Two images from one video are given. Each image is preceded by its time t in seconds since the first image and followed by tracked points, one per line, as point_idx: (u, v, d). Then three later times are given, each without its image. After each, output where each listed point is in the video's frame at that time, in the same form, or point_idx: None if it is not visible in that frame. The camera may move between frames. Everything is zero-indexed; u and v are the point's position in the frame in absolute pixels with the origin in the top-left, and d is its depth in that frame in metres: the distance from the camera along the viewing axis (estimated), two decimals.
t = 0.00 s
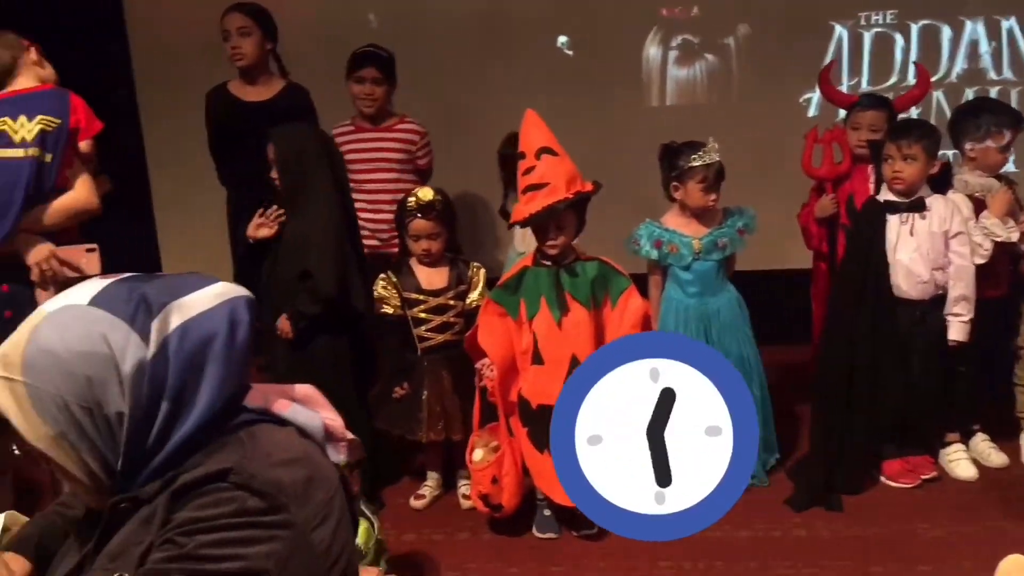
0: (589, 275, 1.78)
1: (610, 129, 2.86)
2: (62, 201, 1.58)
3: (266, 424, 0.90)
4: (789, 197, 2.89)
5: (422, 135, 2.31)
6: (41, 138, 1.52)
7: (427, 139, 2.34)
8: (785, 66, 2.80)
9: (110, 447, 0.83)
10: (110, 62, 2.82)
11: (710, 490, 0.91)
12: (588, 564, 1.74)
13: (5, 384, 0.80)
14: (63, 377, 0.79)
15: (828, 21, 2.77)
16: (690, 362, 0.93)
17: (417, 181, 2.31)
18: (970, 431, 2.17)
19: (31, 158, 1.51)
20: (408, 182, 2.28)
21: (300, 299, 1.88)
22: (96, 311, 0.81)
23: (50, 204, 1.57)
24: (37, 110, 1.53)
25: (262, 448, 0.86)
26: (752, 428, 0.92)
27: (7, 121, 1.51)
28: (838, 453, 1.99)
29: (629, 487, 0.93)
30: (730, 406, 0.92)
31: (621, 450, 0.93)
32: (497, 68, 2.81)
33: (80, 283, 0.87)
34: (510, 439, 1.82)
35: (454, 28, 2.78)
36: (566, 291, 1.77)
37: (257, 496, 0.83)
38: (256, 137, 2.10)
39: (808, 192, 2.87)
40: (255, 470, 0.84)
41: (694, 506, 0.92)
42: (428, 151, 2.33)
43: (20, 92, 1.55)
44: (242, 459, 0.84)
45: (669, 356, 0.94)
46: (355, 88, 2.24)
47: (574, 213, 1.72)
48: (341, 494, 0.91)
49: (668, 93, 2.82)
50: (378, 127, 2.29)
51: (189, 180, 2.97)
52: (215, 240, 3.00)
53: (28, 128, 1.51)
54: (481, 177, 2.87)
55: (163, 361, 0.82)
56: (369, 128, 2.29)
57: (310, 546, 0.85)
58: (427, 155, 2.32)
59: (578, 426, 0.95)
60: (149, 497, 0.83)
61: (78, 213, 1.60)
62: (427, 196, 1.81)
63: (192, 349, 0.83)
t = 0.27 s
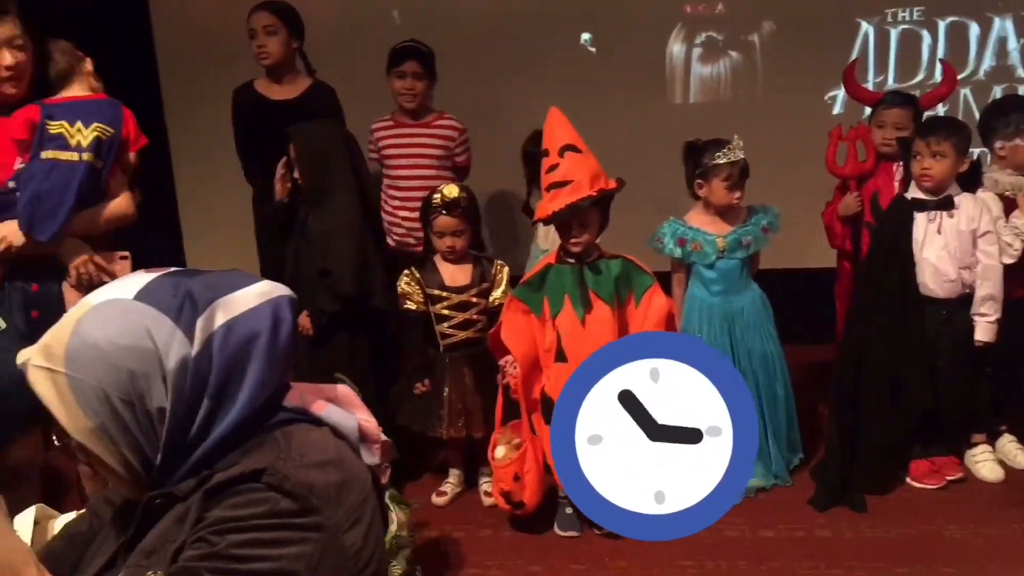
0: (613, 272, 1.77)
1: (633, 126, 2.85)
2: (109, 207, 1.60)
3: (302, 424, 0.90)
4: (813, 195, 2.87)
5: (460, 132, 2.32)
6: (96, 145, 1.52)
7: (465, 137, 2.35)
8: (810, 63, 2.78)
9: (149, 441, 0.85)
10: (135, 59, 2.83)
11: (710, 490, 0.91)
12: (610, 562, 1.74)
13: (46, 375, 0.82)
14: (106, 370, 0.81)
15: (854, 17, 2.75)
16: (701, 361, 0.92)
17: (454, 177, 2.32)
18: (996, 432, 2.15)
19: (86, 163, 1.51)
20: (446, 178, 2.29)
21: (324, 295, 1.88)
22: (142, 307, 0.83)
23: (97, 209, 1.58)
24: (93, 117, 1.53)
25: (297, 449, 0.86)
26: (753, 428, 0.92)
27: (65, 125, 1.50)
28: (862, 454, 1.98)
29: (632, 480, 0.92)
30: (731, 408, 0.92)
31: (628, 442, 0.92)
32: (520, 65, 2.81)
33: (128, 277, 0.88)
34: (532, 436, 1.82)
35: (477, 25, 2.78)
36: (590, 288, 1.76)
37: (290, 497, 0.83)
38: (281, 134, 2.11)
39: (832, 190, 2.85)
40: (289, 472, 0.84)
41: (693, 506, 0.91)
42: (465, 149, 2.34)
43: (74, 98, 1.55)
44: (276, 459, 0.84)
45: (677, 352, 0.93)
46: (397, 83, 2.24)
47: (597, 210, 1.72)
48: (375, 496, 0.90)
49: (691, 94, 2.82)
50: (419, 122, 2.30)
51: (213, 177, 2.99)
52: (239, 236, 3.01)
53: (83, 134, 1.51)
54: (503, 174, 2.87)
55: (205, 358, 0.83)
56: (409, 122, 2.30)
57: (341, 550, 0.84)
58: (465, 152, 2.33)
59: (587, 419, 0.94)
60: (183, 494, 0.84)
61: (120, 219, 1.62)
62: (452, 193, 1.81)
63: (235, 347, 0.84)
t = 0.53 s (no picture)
0: (625, 273, 1.77)
1: (645, 127, 2.85)
2: (123, 191, 1.59)
3: (310, 425, 0.90)
4: (826, 196, 2.86)
5: (492, 136, 2.32)
6: (106, 132, 1.52)
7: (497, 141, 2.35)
8: (823, 64, 2.77)
9: (158, 445, 0.85)
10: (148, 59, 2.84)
11: (709, 490, 1.15)
12: (621, 564, 1.73)
13: (54, 379, 0.82)
14: (114, 373, 0.81)
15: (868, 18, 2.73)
16: (691, 374, 1.17)
17: (484, 181, 2.32)
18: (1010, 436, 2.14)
19: (98, 150, 1.51)
20: (477, 181, 2.29)
21: (336, 295, 1.88)
22: (148, 310, 0.82)
23: (112, 195, 1.58)
24: (102, 104, 1.53)
25: (307, 451, 0.86)
26: (748, 429, 1.16)
27: (75, 113, 1.50)
28: (875, 457, 1.97)
29: (637, 486, 1.17)
30: (728, 411, 1.17)
31: (625, 451, 1.18)
32: (532, 65, 2.81)
33: (135, 280, 0.88)
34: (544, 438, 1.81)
35: (489, 26, 2.78)
36: (602, 289, 1.76)
37: (299, 500, 0.83)
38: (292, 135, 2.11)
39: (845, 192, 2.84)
40: (299, 474, 0.83)
41: (691, 504, 1.15)
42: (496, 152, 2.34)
43: (83, 87, 1.55)
44: (286, 462, 0.84)
45: (670, 365, 1.18)
46: (432, 85, 2.21)
47: (610, 210, 1.71)
48: (384, 498, 0.91)
49: (703, 95, 2.82)
50: (453, 124, 2.30)
51: (225, 177, 2.99)
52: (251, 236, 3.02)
53: (94, 121, 1.51)
54: (515, 175, 2.87)
55: (210, 362, 0.83)
56: (443, 125, 2.30)
57: (350, 553, 0.85)
58: (496, 156, 2.33)
59: (591, 430, 1.19)
60: (193, 496, 0.84)
61: (137, 203, 1.61)
62: (464, 194, 1.81)
63: (241, 351, 0.84)
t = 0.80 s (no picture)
0: (632, 278, 1.77)
1: (651, 131, 2.85)
2: (129, 197, 1.59)
3: (317, 429, 0.90)
4: (831, 201, 2.86)
5: (511, 144, 2.32)
6: (99, 139, 1.52)
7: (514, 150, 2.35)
8: (828, 69, 2.77)
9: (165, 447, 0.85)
10: (154, 63, 2.84)
11: (708, 491, 1.13)
12: (627, 568, 1.73)
13: (63, 380, 0.82)
14: (121, 377, 0.81)
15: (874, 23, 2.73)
16: (691, 375, 1.16)
17: (498, 187, 2.32)
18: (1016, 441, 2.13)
19: (95, 159, 1.51)
20: (492, 188, 2.29)
21: (342, 300, 1.88)
22: (153, 316, 0.83)
23: (118, 200, 1.58)
24: (89, 111, 1.52)
25: (314, 452, 0.86)
26: (749, 430, 1.15)
27: (63, 128, 1.50)
28: (881, 462, 1.96)
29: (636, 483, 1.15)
30: (728, 411, 1.15)
31: (626, 451, 1.15)
32: (538, 70, 2.81)
33: (141, 285, 0.88)
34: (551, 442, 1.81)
35: (495, 31, 2.78)
36: (608, 294, 1.77)
37: (308, 500, 0.82)
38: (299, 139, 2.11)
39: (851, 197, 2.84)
40: (307, 474, 0.83)
41: (691, 505, 1.13)
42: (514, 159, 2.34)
43: (66, 98, 1.54)
44: (294, 462, 0.84)
45: (671, 365, 1.16)
46: (452, 91, 2.23)
47: (617, 215, 1.72)
48: (391, 502, 0.91)
49: (709, 101, 2.82)
50: (473, 128, 2.30)
51: (231, 181, 3.00)
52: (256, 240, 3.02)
53: (84, 131, 1.50)
54: (520, 179, 2.87)
55: (216, 366, 0.83)
56: (464, 128, 2.30)
57: (358, 553, 0.84)
58: (512, 164, 2.34)
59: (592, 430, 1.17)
60: (200, 497, 0.84)
61: (148, 204, 1.61)
62: (472, 198, 1.81)
63: (246, 357, 0.84)
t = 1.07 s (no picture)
0: (634, 281, 1.77)
1: (652, 135, 2.85)
2: (127, 201, 1.59)
3: (325, 433, 0.91)
4: (832, 203, 2.86)
5: (512, 149, 2.32)
6: (102, 141, 1.51)
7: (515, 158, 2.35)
8: (829, 72, 2.78)
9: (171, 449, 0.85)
10: (154, 64, 2.82)
11: (708, 492, 1.05)
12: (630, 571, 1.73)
13: (79, 372, 0.83)
14: (132, 377, 0.81)
15: (875, 26, 2.74)
16: (691, 375, 1.08)
17: (498, 191, 2.32)
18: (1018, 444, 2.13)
19: (97, 162, 1.51)
20: (492, 192, 2.29)
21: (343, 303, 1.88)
22: (167, 318, 0.82)
23: (118, 204, 1.58)
24: (94, 113, 1.51)
25: (321, 455, 0.86)
26: (749, 430, 1.07)
27: (67, 127, 1.50)
28: (884, 465, 1.96)
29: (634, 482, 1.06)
30: (728, 411, 1.07)
31: (625, 451, 1.07)
32: (539, 74, 2.81)
33: (161, 286, 0.88)
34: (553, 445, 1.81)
35: (496, 35, 2.79)
36: (610, 297, 1.77)
37: (312, 502, 0.81)
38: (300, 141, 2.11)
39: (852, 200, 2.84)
40: (312, 477, 0.82)
41: (690, 506, 1.05)
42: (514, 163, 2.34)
43: (74, 97, 1.54)
44: (300, 464, 0.83)
45: (671, 365, 1.09)
46: (452, 95, 2.23)
47: (618, 219, 1.72)
48: (396, 506, 0.91)
49: (710, 104, 2.82)
50: (474, 132, 2.30)
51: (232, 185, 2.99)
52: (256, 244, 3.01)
53: (88, 132, 1.50)
54: (521, 183, 2.87)
55: (224, 374, 0.82)
56: (465, 132, 2.30)
57: (361, 557, 0.83)
58: (512, 169, 2.34)
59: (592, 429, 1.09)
60: (206, 497, 0.84)
61: (145, 210, 1.61)
62: (473, 203, 1.81)
63: (256, 366, 0.83)
